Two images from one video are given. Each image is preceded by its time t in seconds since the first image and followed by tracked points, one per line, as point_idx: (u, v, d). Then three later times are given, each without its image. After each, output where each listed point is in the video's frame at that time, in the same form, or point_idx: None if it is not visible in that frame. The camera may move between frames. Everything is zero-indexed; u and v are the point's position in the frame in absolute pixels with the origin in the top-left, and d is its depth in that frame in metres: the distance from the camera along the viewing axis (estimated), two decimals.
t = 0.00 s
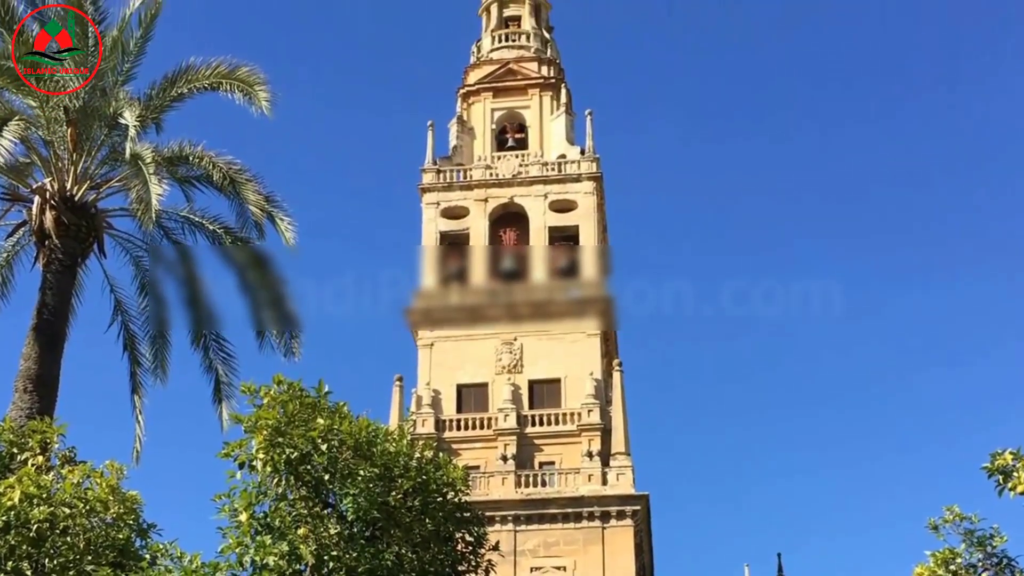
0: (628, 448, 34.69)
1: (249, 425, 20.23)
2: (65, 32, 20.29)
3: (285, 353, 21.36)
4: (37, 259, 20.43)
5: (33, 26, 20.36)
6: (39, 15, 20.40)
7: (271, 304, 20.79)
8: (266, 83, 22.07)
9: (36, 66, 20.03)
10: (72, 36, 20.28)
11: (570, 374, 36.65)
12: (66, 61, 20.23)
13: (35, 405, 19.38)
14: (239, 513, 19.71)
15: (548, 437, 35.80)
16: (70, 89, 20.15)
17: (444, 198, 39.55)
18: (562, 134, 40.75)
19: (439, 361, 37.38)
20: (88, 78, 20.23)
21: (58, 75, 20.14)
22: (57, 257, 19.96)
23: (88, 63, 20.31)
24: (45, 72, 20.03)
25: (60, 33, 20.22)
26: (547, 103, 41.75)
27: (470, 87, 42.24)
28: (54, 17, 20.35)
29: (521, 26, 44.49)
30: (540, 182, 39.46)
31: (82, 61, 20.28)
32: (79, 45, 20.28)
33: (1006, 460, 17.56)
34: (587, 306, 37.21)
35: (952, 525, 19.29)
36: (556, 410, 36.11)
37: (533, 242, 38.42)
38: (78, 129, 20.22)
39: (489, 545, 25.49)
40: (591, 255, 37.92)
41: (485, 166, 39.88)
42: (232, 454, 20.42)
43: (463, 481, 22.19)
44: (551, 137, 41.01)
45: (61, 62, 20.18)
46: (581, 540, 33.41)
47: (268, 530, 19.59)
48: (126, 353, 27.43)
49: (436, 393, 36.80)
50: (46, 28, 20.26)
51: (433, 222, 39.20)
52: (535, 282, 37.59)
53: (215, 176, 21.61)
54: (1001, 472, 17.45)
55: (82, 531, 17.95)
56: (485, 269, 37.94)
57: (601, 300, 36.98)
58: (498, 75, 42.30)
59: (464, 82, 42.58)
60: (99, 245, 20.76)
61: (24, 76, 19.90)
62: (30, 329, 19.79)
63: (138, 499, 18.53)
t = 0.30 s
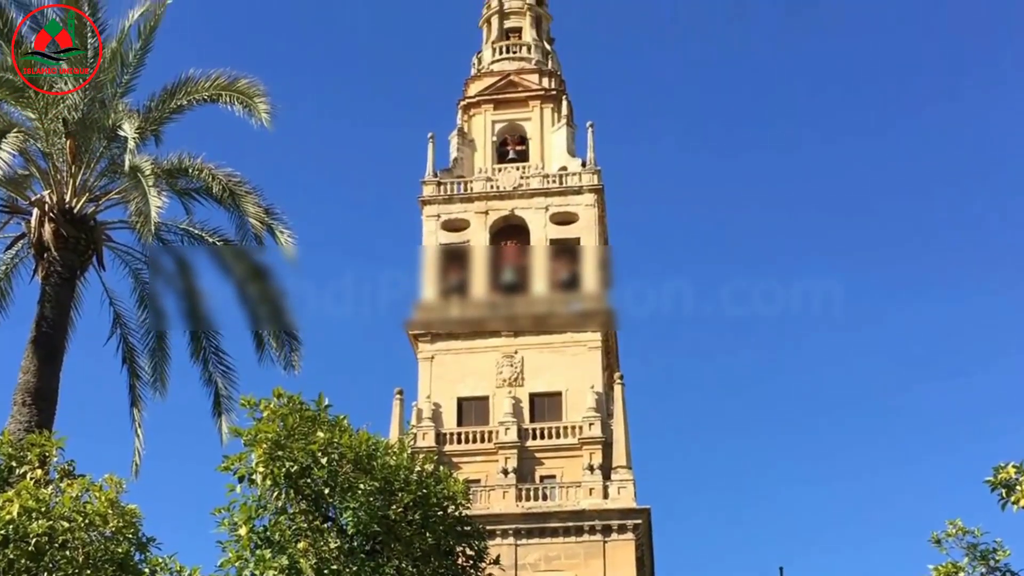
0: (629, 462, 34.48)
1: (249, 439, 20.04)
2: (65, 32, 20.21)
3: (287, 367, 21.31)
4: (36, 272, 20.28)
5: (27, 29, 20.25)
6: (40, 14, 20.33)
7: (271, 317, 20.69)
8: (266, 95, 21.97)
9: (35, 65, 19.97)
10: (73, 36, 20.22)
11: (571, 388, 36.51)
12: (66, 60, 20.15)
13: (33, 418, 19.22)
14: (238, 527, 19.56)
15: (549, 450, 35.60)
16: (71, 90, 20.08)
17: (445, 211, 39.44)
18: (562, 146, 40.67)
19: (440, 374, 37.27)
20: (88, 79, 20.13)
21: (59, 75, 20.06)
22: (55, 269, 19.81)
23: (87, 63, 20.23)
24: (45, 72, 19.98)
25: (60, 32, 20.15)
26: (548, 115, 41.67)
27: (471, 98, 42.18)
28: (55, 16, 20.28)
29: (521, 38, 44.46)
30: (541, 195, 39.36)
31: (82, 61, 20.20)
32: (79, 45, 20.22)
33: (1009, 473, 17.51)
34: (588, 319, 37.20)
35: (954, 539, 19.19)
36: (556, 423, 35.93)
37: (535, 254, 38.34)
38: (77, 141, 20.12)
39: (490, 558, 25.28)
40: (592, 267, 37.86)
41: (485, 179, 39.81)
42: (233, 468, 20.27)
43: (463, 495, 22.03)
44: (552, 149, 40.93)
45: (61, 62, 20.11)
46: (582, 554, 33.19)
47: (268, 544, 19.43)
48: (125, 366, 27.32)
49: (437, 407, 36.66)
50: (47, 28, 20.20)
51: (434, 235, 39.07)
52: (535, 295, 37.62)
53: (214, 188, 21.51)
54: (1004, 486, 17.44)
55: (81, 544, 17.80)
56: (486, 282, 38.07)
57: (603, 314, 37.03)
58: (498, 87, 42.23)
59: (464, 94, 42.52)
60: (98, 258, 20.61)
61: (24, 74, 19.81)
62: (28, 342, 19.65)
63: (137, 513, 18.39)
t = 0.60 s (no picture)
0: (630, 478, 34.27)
1: (249, 453, 19.86)
2: (65, 32, 20.13)
3: (287, 383, 21.21)
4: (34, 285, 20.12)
5: (26, 38, 20.15)
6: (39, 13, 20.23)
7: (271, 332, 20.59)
8: (265, 109, 21.87)
9: (35, 66, 20.01)
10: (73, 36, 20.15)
11: (572, 403, 36.34)
12: (65, 61, 20.11)
13: (32, 433, 19.06)
14: (237, 542, 19.39)
15: (550, 465, 35.39)
16: (70, 89, 20.03)
17: (446, 225, 39.31)
18: (563, 160, 40.58)
19: (440, 389, 37.11)
20: (88, 79, 20.12)
21: (59, 75, 20.06)
22: (54, 283, 19.65)
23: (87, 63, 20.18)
24: (45, 73, 20.02)
25: (60, 33, 20.07)
26: (549, 128, 41.59)
27: (472, 112, 42.11)
28: (55, 16, 20.18)
29: (522, 51, 44.41)
30: (542, 209, 39.24)
31: (83, 61, 20.15)
32: (78, 45, 20.16)
33: (1013, 489, 17.35)
34: (589, 333, 36.98)
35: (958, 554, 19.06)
36: (557, 438, 35.74)
37: (536, 268, 38.28)
38: (75, 155, 19.99)
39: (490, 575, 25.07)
40: (593, 281, 37.88)
41: (486, 193, 39.68)
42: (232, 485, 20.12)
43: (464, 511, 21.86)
44: (553, 163, 40.84)
45: (61, 62, 20.08)
46: (584, 569, 32.94)
47: (268, 560, 19.24)
48: (125, 381, 27.18)
49: (437, 422, 36.47)
50: (47, 28, 20.14)
51: (434, 249, 38.92)
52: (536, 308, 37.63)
53: (214, 202, 21.38)
54: (1007, 502, 17.28)
55: (79, 560, 17.63)
56: (487, 295, 38.01)
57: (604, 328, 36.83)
58: (499, 100, 42.17)
59: (465, 107, 42.43)
60: (97, 272, 20.44)
61: (24, 77, 19.84)
62: (27, 356, 19.50)
63: (137, 528, 18.23)
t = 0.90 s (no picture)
0: (631, 492, 34.07)
1: (248, 467, 19.67)
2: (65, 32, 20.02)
3: (286, 397, 21.06)
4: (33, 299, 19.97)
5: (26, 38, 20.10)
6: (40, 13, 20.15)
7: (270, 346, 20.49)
8: (265, 121, 21.77)
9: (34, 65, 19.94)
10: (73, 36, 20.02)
11: (573, 417, 36.19)
12: (65, 60, 19.95)
13: (30, 447, 18.90)
14: (237, 556, 19.19)
15: (550, 479, 35.19)
16: (69, 89, 19.82)
17: (446, 237, 39.20)
18: (564, 172, 40.50)
19: (440, 402, 36.95)
20: (88, 79, 19.89)
21: (58, 75, 19.85)
22: (53, 297, 19.50)
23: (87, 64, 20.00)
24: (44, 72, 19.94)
25: (60, 33, 19.96)
26: (550, 140, 41.49)
27: (472, 124, 42.04)
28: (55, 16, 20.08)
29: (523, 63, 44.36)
30: (543, 221, 39.12)
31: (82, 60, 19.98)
32: (78, 45, 20.01)
33: (1016, 502, 17.19)
34: (591, 346, 36.78)
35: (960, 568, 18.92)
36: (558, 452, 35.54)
37: (537, 281, 38.14)
38: (75, 167, 19.86)
39: None
40: (594, 294, 37.74)
41: (488, 205, 39.52)
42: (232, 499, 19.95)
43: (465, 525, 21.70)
44: (554, 176, 40.76)
45: (60, 62, 19.94)
46: None
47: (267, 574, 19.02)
48: (123, 394, 27.03)
49: (438, 435, 36.30)
50: (47, 28, 20.09)
51: (434, 262, 38.78)
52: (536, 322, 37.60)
53: (214, 215, 21.26)
54: (1011, 516, 17.12)
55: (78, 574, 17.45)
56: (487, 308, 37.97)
57: (605, 340, 36.65)
58: (500, 112, 42.10)
59: (465, 120, 42.37)
60: (96, 285, 20.29)
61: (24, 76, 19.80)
62: (26, 370, 19.36)
63: (136, 542, 18.07)
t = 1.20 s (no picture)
0: (632, 506, 33.83)
1: (248, 480, 19.47)
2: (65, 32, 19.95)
3: (286, 411, 20.88)
4: (32, 312, 19.85)
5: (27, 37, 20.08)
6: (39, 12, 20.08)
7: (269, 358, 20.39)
8: (265, 133, 21.66)
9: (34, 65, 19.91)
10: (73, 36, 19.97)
11: (574, 430, 36.02)
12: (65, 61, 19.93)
13: (28, 461, 18.74)
14: (236, 570, 19.00)
15: (551, 492, 34.99)
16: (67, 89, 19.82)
17: (445, 250, 39.03)
18: (565, 185, 40.39)
19: (441, 416, 36.80)
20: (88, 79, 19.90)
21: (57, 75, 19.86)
22: (52, 309, 19.38)
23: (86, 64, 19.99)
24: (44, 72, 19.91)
25: (60, 33, 19.91)
26: (551, 153, 41.43)
27: (473, 136, 41.99)
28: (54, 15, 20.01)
29: (524, 75, 44.30)
30: (544, 234, 39.02)
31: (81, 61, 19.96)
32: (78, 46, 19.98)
33: (1018, 516, 17.02)
34: (592, 358, 36.61)
35: None
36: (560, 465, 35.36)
37: (537, 294, 38.06)
38: (73, 179, 19.76)
39: None
40: (595, 306, 37.49)
41: (488, 218, 39.35)
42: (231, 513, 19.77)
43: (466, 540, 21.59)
44: (555, 188, 40.64)
45: (60, 62, 19.90)
46: None
47: None
48: (123, 408, 26.88)
49: (438, 449, 36.14)
50: (47, 28, 19.98)
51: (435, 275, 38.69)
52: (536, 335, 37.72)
53: (213, 227, 21.14)
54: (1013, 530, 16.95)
55: None
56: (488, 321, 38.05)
57: (607, 353, 36.43)
58: (501, 125, 42.03)
59: (466, 132, 42.32)
60: (95, 298, 20.17)
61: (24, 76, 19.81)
62: (25, 384, 19.22)
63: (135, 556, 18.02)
